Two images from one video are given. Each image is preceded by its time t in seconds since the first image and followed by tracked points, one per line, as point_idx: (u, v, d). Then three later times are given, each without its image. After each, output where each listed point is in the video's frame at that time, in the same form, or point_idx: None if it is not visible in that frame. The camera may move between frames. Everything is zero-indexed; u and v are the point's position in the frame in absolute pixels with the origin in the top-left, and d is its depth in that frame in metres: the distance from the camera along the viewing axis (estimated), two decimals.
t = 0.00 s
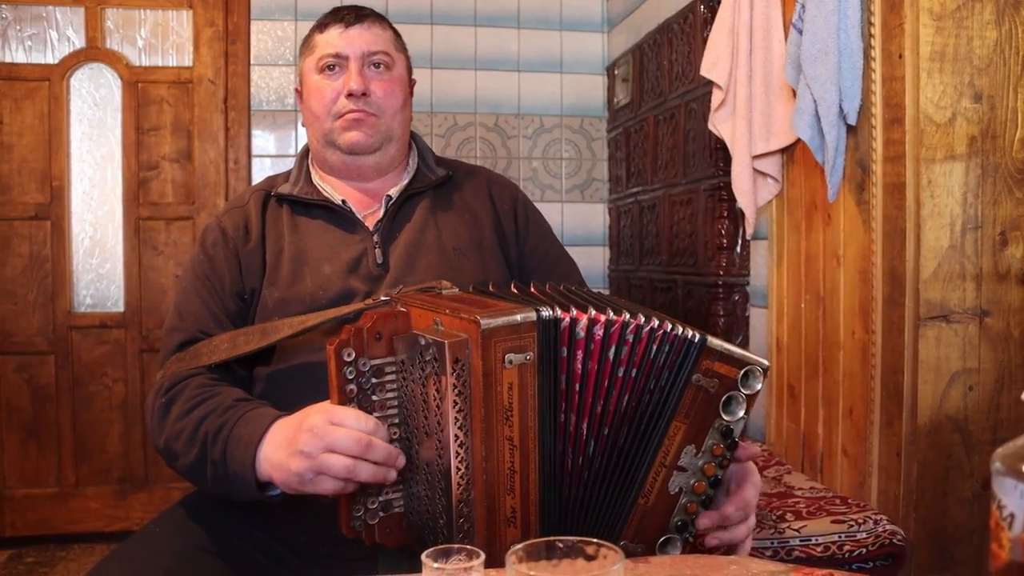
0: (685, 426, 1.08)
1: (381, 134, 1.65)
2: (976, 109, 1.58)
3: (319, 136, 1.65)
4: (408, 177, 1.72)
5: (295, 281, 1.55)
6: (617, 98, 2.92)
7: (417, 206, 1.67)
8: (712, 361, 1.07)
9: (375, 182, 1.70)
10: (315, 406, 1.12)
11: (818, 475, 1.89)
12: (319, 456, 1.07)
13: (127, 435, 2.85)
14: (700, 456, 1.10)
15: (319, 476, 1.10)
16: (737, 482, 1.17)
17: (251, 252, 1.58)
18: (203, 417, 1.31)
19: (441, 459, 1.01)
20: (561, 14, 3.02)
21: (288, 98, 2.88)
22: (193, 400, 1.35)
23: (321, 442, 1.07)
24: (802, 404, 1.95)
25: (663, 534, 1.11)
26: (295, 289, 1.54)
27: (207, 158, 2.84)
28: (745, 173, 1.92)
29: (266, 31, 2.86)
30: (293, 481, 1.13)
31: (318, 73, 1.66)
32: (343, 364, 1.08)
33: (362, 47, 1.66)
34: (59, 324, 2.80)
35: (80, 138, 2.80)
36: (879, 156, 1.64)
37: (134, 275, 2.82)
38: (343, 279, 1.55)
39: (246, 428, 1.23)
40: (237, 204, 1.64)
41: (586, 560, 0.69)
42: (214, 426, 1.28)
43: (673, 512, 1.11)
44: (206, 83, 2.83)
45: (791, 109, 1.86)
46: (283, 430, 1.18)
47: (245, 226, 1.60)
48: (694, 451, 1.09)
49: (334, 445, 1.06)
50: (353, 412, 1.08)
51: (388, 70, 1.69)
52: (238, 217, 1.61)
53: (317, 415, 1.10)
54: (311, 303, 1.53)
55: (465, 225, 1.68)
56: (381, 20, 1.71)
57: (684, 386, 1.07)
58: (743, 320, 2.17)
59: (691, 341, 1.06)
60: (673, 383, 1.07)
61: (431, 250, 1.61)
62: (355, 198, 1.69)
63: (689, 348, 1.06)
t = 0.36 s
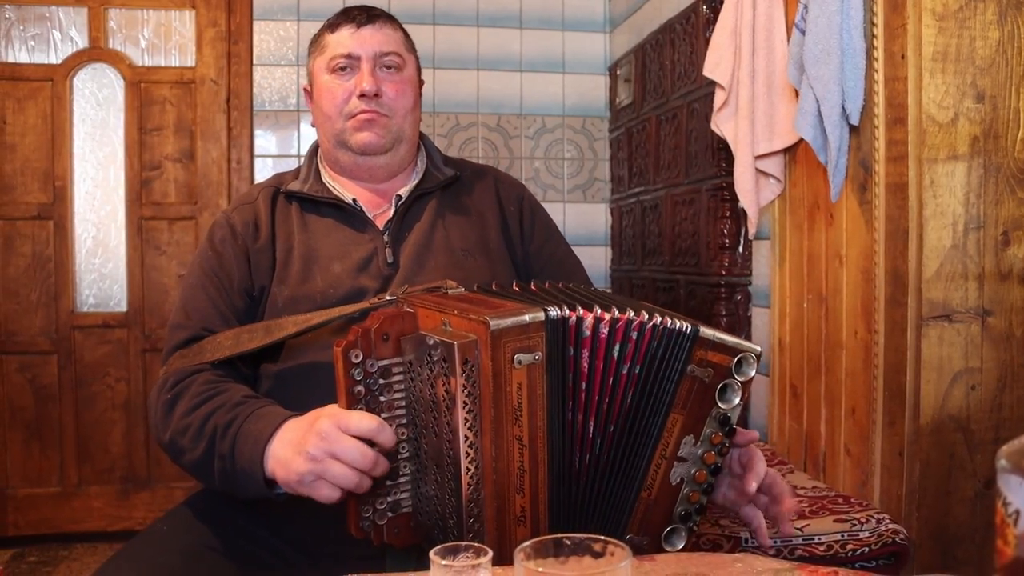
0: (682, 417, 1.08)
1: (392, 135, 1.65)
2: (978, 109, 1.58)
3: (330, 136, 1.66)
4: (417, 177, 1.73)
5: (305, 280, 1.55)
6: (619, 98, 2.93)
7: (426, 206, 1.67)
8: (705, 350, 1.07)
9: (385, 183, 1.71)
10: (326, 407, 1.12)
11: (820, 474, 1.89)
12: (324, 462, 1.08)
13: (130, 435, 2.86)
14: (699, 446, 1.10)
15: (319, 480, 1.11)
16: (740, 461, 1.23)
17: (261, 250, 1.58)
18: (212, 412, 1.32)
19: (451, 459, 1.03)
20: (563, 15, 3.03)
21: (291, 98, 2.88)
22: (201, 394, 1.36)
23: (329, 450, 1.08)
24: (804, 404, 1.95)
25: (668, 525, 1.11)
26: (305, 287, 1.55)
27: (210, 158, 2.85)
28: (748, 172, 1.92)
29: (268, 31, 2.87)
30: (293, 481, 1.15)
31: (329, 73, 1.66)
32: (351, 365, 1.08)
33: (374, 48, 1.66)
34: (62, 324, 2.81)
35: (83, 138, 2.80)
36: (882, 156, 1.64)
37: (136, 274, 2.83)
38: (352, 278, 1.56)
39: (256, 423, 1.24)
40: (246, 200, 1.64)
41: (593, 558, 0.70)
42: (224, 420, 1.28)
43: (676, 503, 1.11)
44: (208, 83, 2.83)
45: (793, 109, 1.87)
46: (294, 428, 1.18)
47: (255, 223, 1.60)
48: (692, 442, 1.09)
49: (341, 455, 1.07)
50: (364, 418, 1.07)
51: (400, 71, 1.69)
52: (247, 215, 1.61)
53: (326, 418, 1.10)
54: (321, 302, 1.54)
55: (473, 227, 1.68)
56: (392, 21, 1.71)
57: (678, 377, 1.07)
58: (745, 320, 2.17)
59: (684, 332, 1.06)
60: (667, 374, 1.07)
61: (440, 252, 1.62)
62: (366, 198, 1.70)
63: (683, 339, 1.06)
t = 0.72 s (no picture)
0: (665, 406, 1.08)
1: (388, 133, 1.66)
2: (981, 109, 1.58)
3: (326, 138, 1.66)
4: (415, 174, 1.72)
5: (305, 278, 1.55)
6: (621, 98, 2.93)
7: (424, 202, 1.67)
8: (680, 337, 1.07)
9: (383, 181, 1.71)
10: (332, 404, 1.13)
11: (824, 474, 1.90)
12: (328, 458, 1.10)
13: (132, 435, 2.86)
14: (688, 432, 1.10)
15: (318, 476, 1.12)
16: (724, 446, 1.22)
17: (260, 249, 1.58)
18: (213, 409, 1.32)
19: (456, 458, 1.03)
20: (565, 15, 3.03)
21: (292, 97, 2.88)
22: (203, 392, 1.36)
23: (332, 446, 1.09)
24: (807, 404, 1.95)
25: (667, 515, 1.11)
26: (305, 286, 1.54)
27: (212, 158, 2.85)
28: (750, 172, 1.93)
29: (270, 31, 2.87)
30: (295, 477, 1.15)
31: (321, 76, 1.66)
32: (357, 363, 1.09)
33: (364, 48, 1.67)
34: (63, 323, 2.81)
35: (85, 138, 2.80)
36: (884, 156, 1.64)
37: (138, 274, 2.83)
38: (352, 275, 1.56)
39: (259, 419, 1.24)
40: (244, 201, 1.64)
41: (600, 557, 0.70)
42: (226, 416, 1.29)
43: (672, 491, 1.11)
44: (210, 83, 2.83)
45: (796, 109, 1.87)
46: (297, 423, 1.19)
47: (254, 222, 1.60)
48: (680, 429, 1.09)
49: (344, 452, 1.08)
50: (367, 416, 1.09)
51: (391, 70, 1.69)
52: (246, 214, 1.61)
53: (331, 414, 1.11)
54: (321, 299, 1.54)
55: (472, 221, 1.68)
56: (380, 20, 1.71)
57: (654, 367, 1.07)
58: (747, 319, 2.17)
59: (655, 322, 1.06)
60: (643, 365, 1.06)
61: (440, 247, 1.62)
62: (365, 196, 1.70)
63: (654, 330, 1.06)
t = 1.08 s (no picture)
0: (654, 403, 1.07)
1: (381, 131, 1.65)
2: (984, 108, 1.57)
3: (319, 137, 1.66)
4: (409, 172, 1.72)
5: (301, 279, 1.54)
6: (622, 97, 2.92)
7: (419, 201, 1.67)
8: (664, 331, 1.06)
9: (376, 180, 1.70)
10: (328, 401, 1.13)
11: (825, 474, 1.89)
12: (331, 451, 1.08)
13: (131, 435, 2.85)
14: (680, 427, 1.09)
15: (330, 472, 1.11)
16: (720, 437, 1.18)
17: (254, 250, 1.57)
18: (214, 417, 1.31)
19: (455, 457, 1.03)
20: (565, 14, 3.02)
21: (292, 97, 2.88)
22: (204, 399, 1.36)
23: (334, 437, 1.08)
24: (808, 403, 1.94)
25: (665, 511, 1.10)
26: (301, 286, 1.54)
27: (212, 157, 2.84)
28: (753, 171, 1.93)
29: (270, 30, 2.86)
30: (303, 477, 1.14)
31: (315, 74, 1.66)
32: (356, 360, 1.09)
33: (357, 46, 1.66)
34: (63, 323, 2.80)
35: (85, 138, 2.80)
36: (887, 154, 1.64)
37: (137, 274, 2.82)
38: (347, 275, 1.55)
39: (261, 427, 1.23)
40: (239, 204, 1.64)
41: (604, 558, 0.69)
42: (227, 424, 1.28)
43: (668, 487, 1.10)
44: (210, 83, 2.83)
45: (797, 109, 1.86)
46: (296, 425, 1.19)
47: (248, 225, 1.60)
48: (672, 424, 1.08)
49: (347, 442, 1.07)
50: (364, 406, 1.09)
51: (384, 68, 1.68)
52: (240, 217, 1.61)
53: (329, 409, 1.11)
54: (318, 300, 1.53)
55: (468, 219, 1.67)
56: (373, 17, 1.71)
57: (640, 363, 1.06)
58: (748, 319, 2.17)
59: (636, 317, 1.05)
60: (629, 361, 1.06)
61: (436, 245, 1.61)
62: (357, 195, 1.69)
63: (636, 325, 1.05)
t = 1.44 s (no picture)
0: (673, 406, 1.08)
1: (377, 132, 1.65)
2: (988, 108, 1.58)
3: (316, 141, 1.66)
4: (409, 171, 1.73)
5: (305, 281, 1.55)
6: (624, 97, 2.93)
7: (420, 200, 1.67)
8: (688, 337, 1.07)
9: (376, 181, 1.70)
10: (330, 404, 1.13)
11: (829, 474, 1.89)
12: (333, 454, 1.08)
13: (133, 435, 2.85)
14: (695, 433, 1.09)
15: (332, 475, 1.11)
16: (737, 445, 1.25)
17: (257, 255, 1.57)
18: (220, 422, 1.31)
19: (461, 458, 1.03)
20: (567, 14, 3.03)
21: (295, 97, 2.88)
22: (209, 405, 1.35)
23: (336, 441, 1.08)
24: (812, 403, 1.95)
25: (673, 516, 1.11)
26: (304, 289, 1.54)
27: (214, 157, 2.84)
28: (755, 172, 1.93)
29: (272, 30, 2.86)
30: (306, 480, 1.15)
31: (308, 79, 1.66)
32: (360, 364, 1.09)
33: (348, 48, 1.66)
34: (65, 323, 2.80)
35: (87, 137, 2.80)
36: (891, 155, 1.64)
37: (139, 273, 2.82)
38: (350, 277, 1.56)
39: (266, 431, 1.23)
40: (241, 209, 1.64)
41: (617, 557, 0.70)
42: (232, 430, 1.28)
43: (679, 491, 1.11)
44: (212, 83, 2.83)
45: (801, 109, 1.86)
46: (298, 431, 1.19)
47: (250, 230, 1.60)
48: (687, 429, 1.09)
49: (348, 446, 1.07)
50: (369, 410, 1.09)
51: (377, 68, 1.68)
52: (242, 222, 1.61)
53: (332, 412, 1.11)
54: (322, 303, 1.54)
55: (469, 217, 1.68)
56: (363, 18, 1.70)
57: (662, 367, 1.07)
58: (752, 319, 2.17)
59: (662, 320, 1.06)
60: (651, 364, 1.06)
61: (437, 244, 1.62)
62: (359, 197, 1.70)
63: (662, 327, 1.06)
